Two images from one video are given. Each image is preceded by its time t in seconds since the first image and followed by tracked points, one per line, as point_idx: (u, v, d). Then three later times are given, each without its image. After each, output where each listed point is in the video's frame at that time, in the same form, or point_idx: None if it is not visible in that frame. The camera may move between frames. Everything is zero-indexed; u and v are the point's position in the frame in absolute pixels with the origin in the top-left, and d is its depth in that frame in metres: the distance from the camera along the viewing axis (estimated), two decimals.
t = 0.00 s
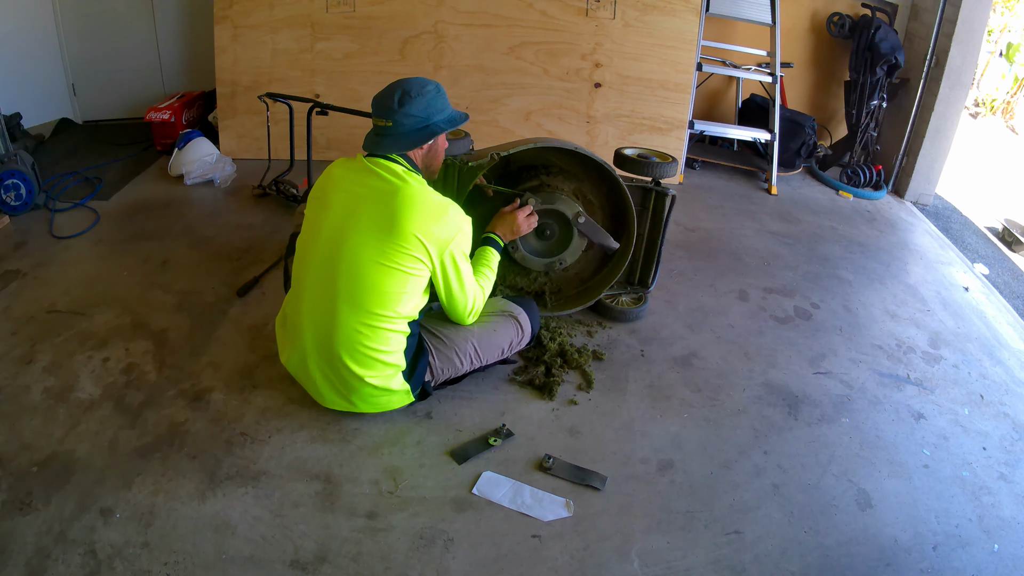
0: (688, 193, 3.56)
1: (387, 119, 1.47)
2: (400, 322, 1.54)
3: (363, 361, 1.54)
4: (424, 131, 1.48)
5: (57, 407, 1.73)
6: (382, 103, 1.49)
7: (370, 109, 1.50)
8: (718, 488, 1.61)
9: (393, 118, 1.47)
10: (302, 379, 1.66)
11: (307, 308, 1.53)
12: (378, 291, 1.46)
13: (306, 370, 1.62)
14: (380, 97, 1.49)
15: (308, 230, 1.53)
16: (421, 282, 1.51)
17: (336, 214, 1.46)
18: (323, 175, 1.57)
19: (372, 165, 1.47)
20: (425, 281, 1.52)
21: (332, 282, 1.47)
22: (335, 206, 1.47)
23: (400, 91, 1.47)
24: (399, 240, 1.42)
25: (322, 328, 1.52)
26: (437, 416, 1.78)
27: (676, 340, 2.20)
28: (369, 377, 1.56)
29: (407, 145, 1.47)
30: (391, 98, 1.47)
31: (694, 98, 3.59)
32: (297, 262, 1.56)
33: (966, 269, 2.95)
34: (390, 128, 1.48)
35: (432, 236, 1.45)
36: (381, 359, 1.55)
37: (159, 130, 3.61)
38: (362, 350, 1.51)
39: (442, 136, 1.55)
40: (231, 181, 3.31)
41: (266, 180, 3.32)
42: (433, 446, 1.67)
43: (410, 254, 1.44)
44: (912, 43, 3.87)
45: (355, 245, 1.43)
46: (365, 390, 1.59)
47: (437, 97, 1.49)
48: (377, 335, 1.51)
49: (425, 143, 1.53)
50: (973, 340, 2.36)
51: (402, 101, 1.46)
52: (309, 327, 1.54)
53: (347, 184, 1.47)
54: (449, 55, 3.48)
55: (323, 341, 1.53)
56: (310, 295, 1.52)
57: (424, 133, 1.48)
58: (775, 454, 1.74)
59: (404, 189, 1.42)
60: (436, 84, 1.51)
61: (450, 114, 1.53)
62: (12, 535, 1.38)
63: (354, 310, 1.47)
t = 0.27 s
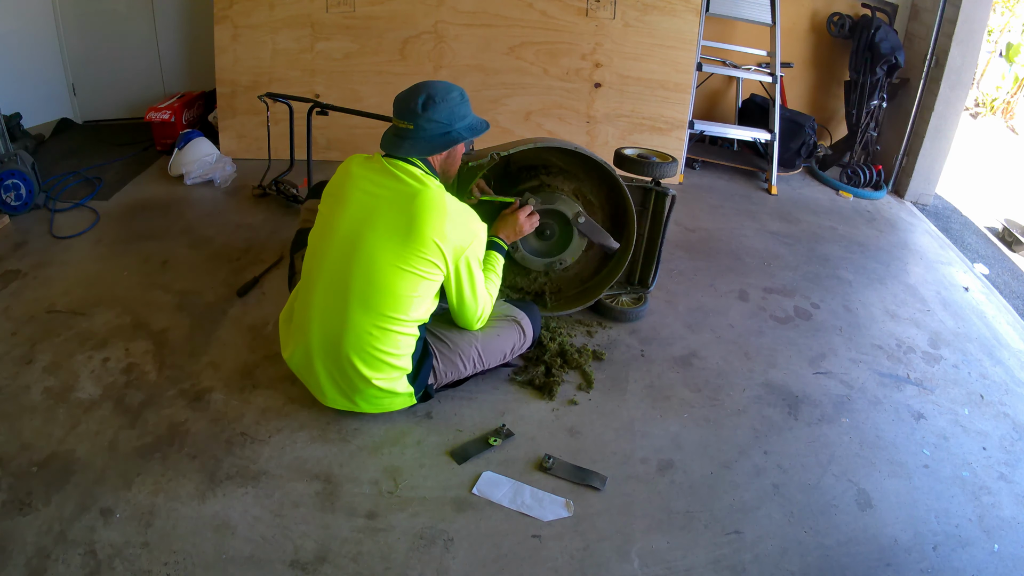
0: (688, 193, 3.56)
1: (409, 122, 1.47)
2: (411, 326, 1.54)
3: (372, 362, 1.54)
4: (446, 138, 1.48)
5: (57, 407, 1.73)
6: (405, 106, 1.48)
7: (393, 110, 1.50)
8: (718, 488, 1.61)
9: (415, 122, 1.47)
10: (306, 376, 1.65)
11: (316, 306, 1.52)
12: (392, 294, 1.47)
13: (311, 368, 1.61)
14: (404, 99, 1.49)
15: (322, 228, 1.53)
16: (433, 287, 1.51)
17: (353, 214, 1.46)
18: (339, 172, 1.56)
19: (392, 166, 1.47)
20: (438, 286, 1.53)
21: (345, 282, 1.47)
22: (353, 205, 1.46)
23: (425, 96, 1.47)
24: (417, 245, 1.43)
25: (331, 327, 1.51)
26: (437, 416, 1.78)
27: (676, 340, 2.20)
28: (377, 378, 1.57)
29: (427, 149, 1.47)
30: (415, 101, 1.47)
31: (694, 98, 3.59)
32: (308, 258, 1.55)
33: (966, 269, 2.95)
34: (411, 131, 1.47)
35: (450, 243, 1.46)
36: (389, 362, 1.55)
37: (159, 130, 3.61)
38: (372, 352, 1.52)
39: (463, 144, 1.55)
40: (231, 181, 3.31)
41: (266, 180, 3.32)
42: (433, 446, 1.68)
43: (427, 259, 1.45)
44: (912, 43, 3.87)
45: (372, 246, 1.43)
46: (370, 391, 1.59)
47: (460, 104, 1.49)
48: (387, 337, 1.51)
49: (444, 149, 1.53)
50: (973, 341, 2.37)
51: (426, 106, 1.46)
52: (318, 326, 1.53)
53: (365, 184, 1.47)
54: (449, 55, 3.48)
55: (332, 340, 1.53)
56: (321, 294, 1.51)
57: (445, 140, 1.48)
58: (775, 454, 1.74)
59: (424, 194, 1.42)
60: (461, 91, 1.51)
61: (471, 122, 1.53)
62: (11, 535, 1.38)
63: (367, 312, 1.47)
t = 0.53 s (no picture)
0: (688, 193, 3.56)
1: (411, 121, 1.48)
2: (409, 327, 1.54)
3: (370, 364, 1.54)
4: (446, 139, 1.48)
5: (57, 407, 1.73)
6: (408, 105, 1.49)
7: (396, 110, 1.51)
8: (718, 488, 1.61)
9: (417, 121, 1.47)
10: (305, 376, 1.66)
11: (315, 307, 1.52)
12: (389, 295, 1.46)
13: (310, 368, 1.61)
14: (408, 97, 1.50)
15: (321, 228, 1.53)
16: (431, 288, 1.51)
17: (351, 215, 1.45)
18: (339, 172, 1.56)
19: (391, 167, 1.46)
20: (437, 285, 1.52)
21: (343, 283, 1.47)
22: (352, 206, 1.46)
23: (428, 96, 1.48)
24: (415, 246, 1.42)
25: (329, 328, 1.51)
26: (437, 416, 1.78)
27: (676, 340, 2.20)
28: (374, 379, 1.57)
29: (427, 149, 1.47)
30: (418, 100, 1.48)
31: (694, 98, 3.59)
32: (307, 259, 1.55)
33: (966, 269, 2.95)
34: (412, 130, 1.48)
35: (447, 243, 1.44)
36: (387, 363, 1.55)
37: (159, 130, 3.61)
38: (370, 353, 1.52)
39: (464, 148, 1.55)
40: (231, 181, 3.30)
41: (266, 180, 3.32)
42: (433, 446, 1.67)
43: (424, 261, 1.44)
44: (912, 43, 3.87)
45: (370, 247, 1.43)
46: (368, 392, 1.59)
47: (464, 106, 1.50)
48: (384, 338, 1.51)
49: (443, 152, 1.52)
50: (973, 340, 2.37)
51: (428, 105, 1.47)
52: (316, 326, 1.53)
53: (364, 185, 1.46)
54: (449, 55, 3.48)
55: (330, 341, 1.53)
56: (319, 295, 1.51)
57: (445, 141, 1.48)
58: (775, 454, 1.74)
59: (423, 195, 1.41)
60: (465, 94, 1.51)
61: (474, 126, 1.53)
62: (12, 535, 1.38)
63: (365, 314, 1.48)
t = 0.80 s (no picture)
0: (688, 193, 3.56)
1: (391, 118, 1.48)
2: (400, 325, 1.54)
3: (364, 365, 1.54)
4: (426, 136, 1.48)
5: (57, 407, 1.73)
6: (387, 102, 1.49)
7: (376, 107, 1.51)
8: (719, 489, 1.61)
9: (396, 118, 1.47)
10: (303, 381, 1.66)
11: (306, 311, 1.53)
12: (378, 295, 1.46)
13: (306, 372, 1.62)
14: (389, 95, 1.50)
15: (308, 233, 1.53)
16: (419, 284, 1.50)
17: (336, 217, 1.46)
18: (322, 176, 1.56)
19: (371, 166, 1.46)
20: (425, 281, 1.51)
21: (331, 285, 1.47)
22: (335, 209, 1.47)
23: (406, 93, 1.47)
24: (400, 244, 1.42)
25: (321, 331, 1.52)
26: (437, 416, 1.78)
27: (676, 340, 2.20)
28: (369, 379, 1.56)
29: (406, 146, 1.47)
30: (398, 97, 1.48)
31: (694, 98, 3.59)
32: (296, 264, 1.56)
33: (966, 269, 2.95)
34: (391, 128, 1.48)
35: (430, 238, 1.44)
36: (381, 363, 1.55)
37: (159, 130, 3.61)
38: (364, 354, 1.52)
39: (445, 143, 1.54)
40: (231, 181, 3.30)
41: (265, 180, 3.32)
42: (433, 446, 1.67)
43: (410, 258, 1.44)
44: (912, 43, 3.87)
45: (355, 248, 1.43)
46: (365, 392, 1.59)
47: (444, 102, 1.49)
48: (376, 338, 1.51)
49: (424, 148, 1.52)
50: (973, 340, 2.37)
51: (407, 102, 1.46)
52: (308, 329, 1.54)
53: (347, 186, 1.47)
54: (449, 55, 3.48)
55: (323, 343, 1.53)
56: (309, 298, 1.52)
57: (423, 137, 1.48)
58: (775, 454, 1.74)
59: (404, 191, 1.41)
60: (446, 90, 1.51)
61: (455, 122, 1.52)
62: (12, 535, 1.38)
63: (355, 315, 1.48)
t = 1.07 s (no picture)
0: (688, 193, 3.56)
1: (397, 116, 1.49)
2: (403, 323, 1.54)
3: (367, 362, 1.54)
4: (432, 133, 1.49)
5: (57, 407, 1.73)
6: (392, 101, 1.50)
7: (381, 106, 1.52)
8: (718, 489, 1.61)
9: (402, 116, 1.48)
10: (304, 378, 1.66)
11: (310, 307, 1.53)
12: (382, 291, 1.46)
13: (308, 369, 1.62)
14: (393, 94, 1.51)
15: (313, 229, 1.53)
16: (424, 283, 1.51)
17: (341, 214, 1.46)
18: (327, 173, 1.56)
19: (377, 163, 1.46)
20: (431, 279, 1.52)
21: (336, 281, 1.47)
22: (341, 205, 1.47)
23: (412, 91, 1.49)
24: (404, 241, 1.42)
25: (324, 327, 1.52)
26: (437, 416, 1.78)
27: (676, 340, 2.20)
28: (372, 377, 1.56)
29: (413, 143, 1.48)
30: (403, 96, 1.49)
31: (694, 98, 3.59)
32: (301, 260, 1.56)
33: (966, 269, 2.95)
34: (398, 126, 1.49)
35: (436, 237, 1.45)
36: (383, 360, 1.55)
37: (159, 130, 3.61)
38: (367, 351, 1.52)
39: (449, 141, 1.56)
40: (231, 181, 3.31)
41: (265, 180, 3.32)
42: (433, 446, 1.67)
43: (415, 255, 1.44)
44: (912, 43, 3.87)
45: (360, 244, 1.43)
46: (367, 390, 1.59)
47: (448, 100, 1.51)
48: (379, 335, 1.51)
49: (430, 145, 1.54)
50: (973, 340, 2.37)
51: (413, 100, 1.48)
52: (312, 326, 1.53)
53: (353, 183, 1.47)
54: (449, 55, 3.48)
55: (326, 340, 1.53)
56: (313, 295, 1.52)
57: (430, 134, 1.49)
58: (775, 454, 1.74)
59: (410, 189, 1.42)
60: (449, 89, 1.53)
61: (459, 120, 1.54)
62: (12, 535, 1.38)
63: (360, 311, 1.48)
